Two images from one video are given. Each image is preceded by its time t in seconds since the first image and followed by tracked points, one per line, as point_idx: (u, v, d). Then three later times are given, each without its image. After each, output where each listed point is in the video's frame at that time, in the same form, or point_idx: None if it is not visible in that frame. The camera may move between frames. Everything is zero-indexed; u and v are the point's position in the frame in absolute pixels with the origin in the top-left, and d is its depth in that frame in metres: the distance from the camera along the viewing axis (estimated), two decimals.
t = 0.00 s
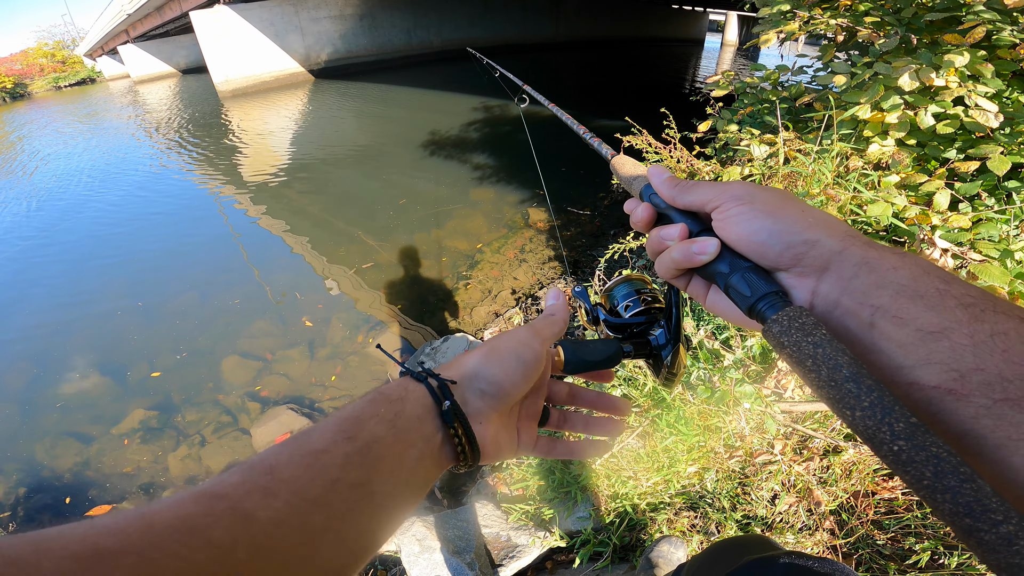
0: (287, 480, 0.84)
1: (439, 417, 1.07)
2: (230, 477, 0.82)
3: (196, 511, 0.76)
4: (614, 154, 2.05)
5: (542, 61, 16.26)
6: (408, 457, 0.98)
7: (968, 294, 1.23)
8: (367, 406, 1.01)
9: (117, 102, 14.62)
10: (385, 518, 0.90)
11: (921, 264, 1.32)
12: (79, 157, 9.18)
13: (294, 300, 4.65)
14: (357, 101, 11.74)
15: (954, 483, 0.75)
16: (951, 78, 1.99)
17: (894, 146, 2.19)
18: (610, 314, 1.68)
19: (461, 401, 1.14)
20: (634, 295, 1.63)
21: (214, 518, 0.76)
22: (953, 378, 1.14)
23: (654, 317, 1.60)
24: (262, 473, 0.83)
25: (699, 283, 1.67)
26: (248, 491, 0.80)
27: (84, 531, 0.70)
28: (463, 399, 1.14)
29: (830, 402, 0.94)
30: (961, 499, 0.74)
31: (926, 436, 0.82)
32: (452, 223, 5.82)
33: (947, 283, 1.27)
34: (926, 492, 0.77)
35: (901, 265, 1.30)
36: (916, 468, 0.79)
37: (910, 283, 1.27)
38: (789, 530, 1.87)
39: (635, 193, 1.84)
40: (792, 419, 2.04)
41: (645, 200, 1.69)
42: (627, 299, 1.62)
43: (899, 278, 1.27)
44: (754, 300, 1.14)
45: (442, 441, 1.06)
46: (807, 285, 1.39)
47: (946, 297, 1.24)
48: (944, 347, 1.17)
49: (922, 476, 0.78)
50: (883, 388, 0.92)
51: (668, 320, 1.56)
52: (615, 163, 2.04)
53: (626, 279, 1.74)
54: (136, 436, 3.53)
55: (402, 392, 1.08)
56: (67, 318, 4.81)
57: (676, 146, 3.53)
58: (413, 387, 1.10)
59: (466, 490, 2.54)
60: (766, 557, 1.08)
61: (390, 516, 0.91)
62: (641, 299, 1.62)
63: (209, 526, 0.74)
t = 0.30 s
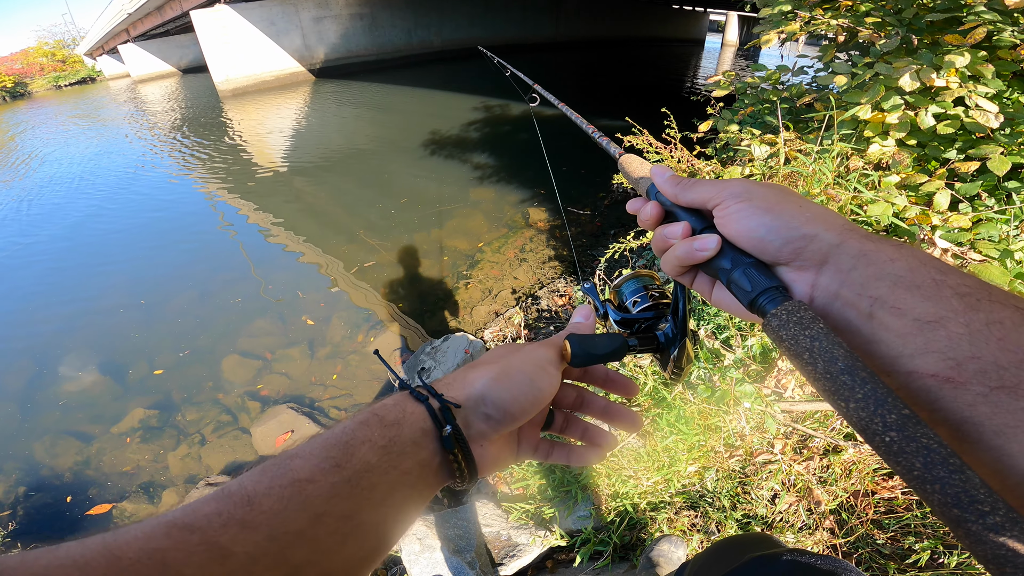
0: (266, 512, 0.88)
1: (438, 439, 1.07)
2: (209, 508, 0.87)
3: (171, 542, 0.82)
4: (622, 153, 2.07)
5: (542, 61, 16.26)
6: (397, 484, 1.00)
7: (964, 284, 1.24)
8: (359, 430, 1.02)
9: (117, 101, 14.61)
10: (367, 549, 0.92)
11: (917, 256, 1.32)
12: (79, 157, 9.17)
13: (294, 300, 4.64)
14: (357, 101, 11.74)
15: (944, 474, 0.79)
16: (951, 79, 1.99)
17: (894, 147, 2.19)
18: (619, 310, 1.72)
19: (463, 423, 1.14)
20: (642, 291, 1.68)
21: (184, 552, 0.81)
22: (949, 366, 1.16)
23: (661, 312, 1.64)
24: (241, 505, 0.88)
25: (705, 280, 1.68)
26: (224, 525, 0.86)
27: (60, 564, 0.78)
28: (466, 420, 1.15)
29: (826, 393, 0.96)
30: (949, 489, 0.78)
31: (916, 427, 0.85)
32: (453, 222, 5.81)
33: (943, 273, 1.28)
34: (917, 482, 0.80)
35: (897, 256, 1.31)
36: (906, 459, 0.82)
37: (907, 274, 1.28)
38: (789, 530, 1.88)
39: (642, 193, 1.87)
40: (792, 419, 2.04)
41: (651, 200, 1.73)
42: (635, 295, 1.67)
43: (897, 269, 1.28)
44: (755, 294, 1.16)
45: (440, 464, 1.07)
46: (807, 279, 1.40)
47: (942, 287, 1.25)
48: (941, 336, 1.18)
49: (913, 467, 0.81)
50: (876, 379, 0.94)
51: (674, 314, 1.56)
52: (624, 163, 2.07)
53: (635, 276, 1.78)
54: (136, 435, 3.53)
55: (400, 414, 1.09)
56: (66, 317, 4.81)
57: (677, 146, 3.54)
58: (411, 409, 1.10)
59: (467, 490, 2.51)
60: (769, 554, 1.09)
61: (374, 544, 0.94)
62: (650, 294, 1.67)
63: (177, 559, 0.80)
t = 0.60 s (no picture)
0: (269, 518, 0.88)
1: (442, 443, 1.06)
2: (213, 514, 0.88)
3: (173, 552, 0.83)
4: (628, 156, 2.07)
5: (543, 60, 16.27)
6: (400, 490, 0.99)
7: (961, 283, 1.25)
8: (362, 435, 1.01)
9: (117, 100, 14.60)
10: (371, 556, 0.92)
11: (915, 255, 1.33)
12: (78, 156, 9.16)
13: (293, 299, 4.64)
14: (357, 100, 11.73)
15: (939, 467, 0.80)
16: (953, 80, 1.99)
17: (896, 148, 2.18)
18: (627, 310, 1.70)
19: (468, 426, 1.13)
20: (650, 292, 1.65)
21: (187, 562, 0.82)
22: (947, 362, 1.16)
23: (669, 312, 1.63)
24: (243, 511, 0.88)
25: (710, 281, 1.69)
26: (228, 531, 0.86)
27: (67, 569, 0.80)
28: (469, 423, 1.14)
29: (825, 390, 0.97)
30: (943, 483, 0.79)
31: (913, 423, 0.87)
32: (453, 222, 5.81)
33: (941, 272, 1.29)
34: (913, 475, 0.82)
35: (896, 257, 1.32)
36: (903, 453, 0.84)
37: (904, 274, 1.29)
38: (789, 530, 1.87)
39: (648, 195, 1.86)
40: (792, 420, 2.04)
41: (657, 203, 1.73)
42: (644, 296, 1.65)
43: (895, 269, 1.29)
44: (758, 295, 1.16)
45: (444, 469, 1.06)
46: (809, 279, 1.41)
47: (939, 286, 1.26)
48: (939, 333, 1.19)
49: (909, 461, 0.82)
50: (875, 376, 0.95)
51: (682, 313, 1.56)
52: (630, 167, 2.06)
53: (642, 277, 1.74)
54: (135, 435, 3.53)
55: (403, 418, 1.08)
56: (66, 316, 4.81)
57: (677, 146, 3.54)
58: (414, 413, 1.10)
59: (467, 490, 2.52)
60: (770, 557, 1.09)
61: (377, 550, 0.93)
62: (657, 295, 1.65)
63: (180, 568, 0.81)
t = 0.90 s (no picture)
0: (257, 514, 0.88)
1: (435, 439, 1.05)
2: (199, 508, 0.87)
3: (160, 547, 0.83)
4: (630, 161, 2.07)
5: (543, 60, 16.26)
6: (392, 485, 0.98)
7: (952, 283, 1.27)
8: (354, 428, 1.01)
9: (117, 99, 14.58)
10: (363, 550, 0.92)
11: (907, 256, 1.34)
12: (78, 155, 9.15)
13: (292, 299, 4.64)
14: (357, 99, 11.72)
15: (926, 470, 0.83)
16: (956, 81, 1.99)
17: (898, 149, 2.18)
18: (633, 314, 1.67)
19: (462, 422, 1.13)
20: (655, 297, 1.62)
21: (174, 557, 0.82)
22: (939, 362, 1.17)
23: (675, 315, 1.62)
24: (231, 506, 0.88)
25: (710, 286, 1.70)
26: (214, 526, 0.86)
27: (51, 564, 0.80)
28: (463, 419, 1.14)
29: (818, 394, 0.99)
30: (930, 485, 0.81)
31: (902, 427, 0.89)
32: (452, 221, 5.81)
33: (932, 273, 1.31)
34: (902, 477, 0.84)
35: (887, 258, 1.34)
36: (892, 456, 0.86)
37: (896, 275, 1.30)
38: (790, 531, 1.87)
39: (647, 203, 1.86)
40: (792, 421, 2.04)
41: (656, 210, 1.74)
42: (649, 301, 1.62)
43: (886, 271, 1.31)
44: (755, 301, 1.15)
45: (437, 463, 1.05)
46: (802, 283, 1.41)
47: (930, 287, 1.27)
48: (931, 334, 1.20)
49: (897, 464, 0.85)
50: (867, 380, 0.97)
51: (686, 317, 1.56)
52: (631, 172, 2.06)
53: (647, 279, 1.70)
54: (135, 434, 3.52)
55: (396, 412, 1.07)
56: (65, 316, 4.80)
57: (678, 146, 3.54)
58: (408, 407, 1.08)
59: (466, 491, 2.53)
60: (769, 560, 1.08)
61: (366, 546, 0.93)
62: (663, 299, 1.61)
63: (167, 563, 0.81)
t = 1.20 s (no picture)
0: (270, 507, 0.87)
1: (446, 434, 1.06)
2: (211, 502, 0.86)
3: (171, 542, 0.82)
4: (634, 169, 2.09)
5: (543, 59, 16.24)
6: (403, 479, 0.98)
7: (950, 278, 1.26)
8: (367, 422, 1.00)
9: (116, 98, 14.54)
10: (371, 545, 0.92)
11: (904, 252, 1.34)
12: (77, 154, 9.13)
13: (291, 297, 4.64)
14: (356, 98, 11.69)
15: (936, 462, 0.82)
16: (958, 81, 1.98)
17: (899, 149, 2.17)
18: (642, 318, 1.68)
19: (473, 418, 1.13)
20: (662, 300, 1.64)
21: (185, 551, 0.81)
22: (939, 358, 1.18)
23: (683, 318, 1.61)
24: (243, 500, 0.87)
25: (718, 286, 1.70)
26: (226, 521, 0.85)
27: (60, 560, 0.79)
28: (474, 415, 1.14)
29: (825, 389, 0.99)
30: (942, 476, 0.80)
31: (910, 418, 0.88)
32: (452, 220, 5.80)
33: (929, 268, 1.30)
34: (912, 470, 0.84)
35: (884, 254, 1.33)
36: (902, 448, 0.86)
37: (892, 271, 1.29)
38: (790, 531, 1.87)
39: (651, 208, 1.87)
40: (793, 421, 2.02)
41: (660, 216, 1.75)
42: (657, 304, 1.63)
43: (883, 267, 1.30)
44: (760, 299, 1.15)
45: (447, 459, 1.05)
46: (804, 280, 1.41)
47: (928, 282, 1.26)
48: (929, 329, 1.20)
49: (908, 456, 0.84)
50: (873, 374, 0.96)
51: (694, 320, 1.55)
52: (635, 178, 2.06)
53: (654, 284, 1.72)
54: (134, 433, 3.51)
55: (409, 407, 1.07)
56: (63, 315, 4.79)
57: (678, 145, 3.53)
58: (421, 401, 1.09)
59: (466, 491, 2.53)
60: (770, 560, 1.08)
61: (377, 541, 0.93)
62: (670, 303, 1.63)
63: (178, 558, 0.80)
